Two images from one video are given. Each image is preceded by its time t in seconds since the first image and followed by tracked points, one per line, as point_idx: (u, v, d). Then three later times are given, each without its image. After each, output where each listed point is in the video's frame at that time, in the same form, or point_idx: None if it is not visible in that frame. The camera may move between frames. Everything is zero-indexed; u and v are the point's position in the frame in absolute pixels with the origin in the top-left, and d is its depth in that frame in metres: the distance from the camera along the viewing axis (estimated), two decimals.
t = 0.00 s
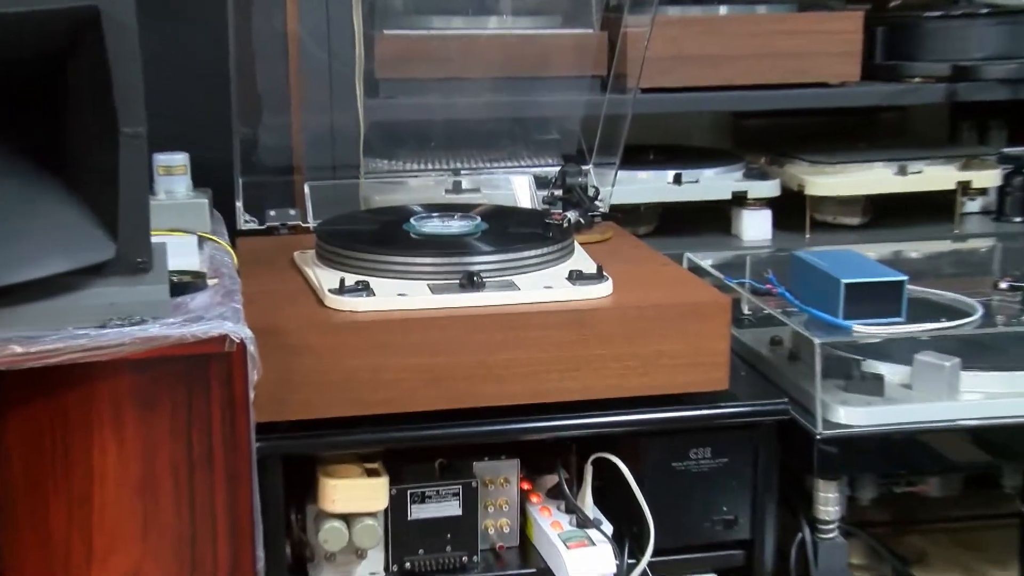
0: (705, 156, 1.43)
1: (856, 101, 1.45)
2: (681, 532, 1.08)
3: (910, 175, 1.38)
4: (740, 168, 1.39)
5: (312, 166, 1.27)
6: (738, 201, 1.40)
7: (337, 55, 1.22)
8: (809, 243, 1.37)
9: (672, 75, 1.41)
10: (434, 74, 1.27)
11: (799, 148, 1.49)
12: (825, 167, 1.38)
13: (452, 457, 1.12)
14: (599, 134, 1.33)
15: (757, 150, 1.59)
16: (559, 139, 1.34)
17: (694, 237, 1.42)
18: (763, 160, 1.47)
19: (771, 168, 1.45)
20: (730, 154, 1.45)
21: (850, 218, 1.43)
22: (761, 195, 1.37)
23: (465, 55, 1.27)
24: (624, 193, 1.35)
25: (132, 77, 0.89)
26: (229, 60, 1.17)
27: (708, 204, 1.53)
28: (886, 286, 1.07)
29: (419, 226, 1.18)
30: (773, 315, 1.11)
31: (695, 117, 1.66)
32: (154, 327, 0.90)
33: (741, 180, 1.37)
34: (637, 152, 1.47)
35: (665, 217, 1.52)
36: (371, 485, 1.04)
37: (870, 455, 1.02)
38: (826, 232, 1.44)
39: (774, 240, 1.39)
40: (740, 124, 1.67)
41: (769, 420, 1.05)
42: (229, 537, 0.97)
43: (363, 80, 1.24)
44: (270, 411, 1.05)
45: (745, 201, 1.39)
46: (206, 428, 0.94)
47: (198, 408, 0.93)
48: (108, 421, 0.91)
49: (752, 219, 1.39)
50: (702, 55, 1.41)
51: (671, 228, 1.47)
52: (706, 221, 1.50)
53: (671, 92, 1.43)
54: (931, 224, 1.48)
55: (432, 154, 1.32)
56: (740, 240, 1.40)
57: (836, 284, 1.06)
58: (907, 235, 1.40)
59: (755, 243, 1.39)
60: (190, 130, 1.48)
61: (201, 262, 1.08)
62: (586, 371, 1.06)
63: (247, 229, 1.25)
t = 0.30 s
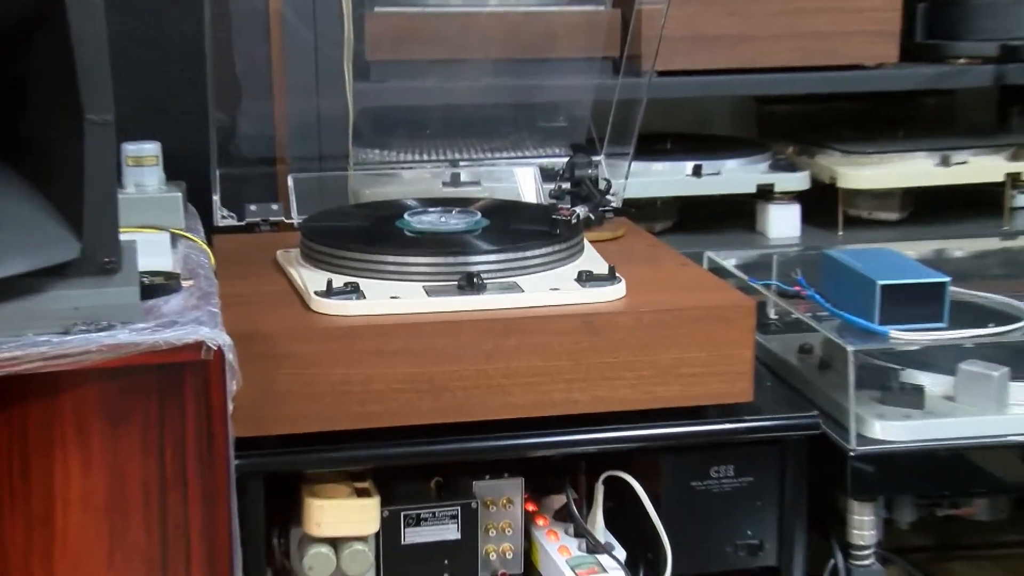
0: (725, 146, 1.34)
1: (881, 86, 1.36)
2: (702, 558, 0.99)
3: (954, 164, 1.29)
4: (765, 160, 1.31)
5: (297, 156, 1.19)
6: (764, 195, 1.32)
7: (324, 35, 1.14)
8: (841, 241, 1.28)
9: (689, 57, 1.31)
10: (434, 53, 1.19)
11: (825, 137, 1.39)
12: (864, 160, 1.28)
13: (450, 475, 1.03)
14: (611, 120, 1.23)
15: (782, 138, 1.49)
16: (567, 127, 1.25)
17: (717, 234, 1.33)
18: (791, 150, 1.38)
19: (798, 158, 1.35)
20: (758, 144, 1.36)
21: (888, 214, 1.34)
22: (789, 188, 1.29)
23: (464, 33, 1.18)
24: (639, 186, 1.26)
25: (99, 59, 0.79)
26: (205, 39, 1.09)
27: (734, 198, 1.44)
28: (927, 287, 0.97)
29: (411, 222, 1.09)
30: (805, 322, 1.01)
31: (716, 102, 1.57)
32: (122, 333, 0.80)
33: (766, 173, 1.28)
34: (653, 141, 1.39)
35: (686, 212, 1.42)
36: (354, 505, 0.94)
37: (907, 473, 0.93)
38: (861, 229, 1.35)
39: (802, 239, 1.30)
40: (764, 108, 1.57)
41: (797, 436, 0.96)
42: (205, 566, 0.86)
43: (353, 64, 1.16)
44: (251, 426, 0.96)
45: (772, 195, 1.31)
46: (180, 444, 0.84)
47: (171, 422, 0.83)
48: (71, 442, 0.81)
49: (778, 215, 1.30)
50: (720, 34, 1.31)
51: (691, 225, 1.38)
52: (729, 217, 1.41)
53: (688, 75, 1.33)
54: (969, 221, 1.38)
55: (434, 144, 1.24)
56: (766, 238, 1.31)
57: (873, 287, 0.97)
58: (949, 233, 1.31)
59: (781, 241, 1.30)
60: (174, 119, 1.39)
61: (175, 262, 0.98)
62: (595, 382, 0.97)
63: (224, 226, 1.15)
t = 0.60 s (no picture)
0: (746, 134, 1.25)
1: (919, 64, 1.27)
2: None
3: (1000, 152, 1.20)
4: (791, 148, 1.22)
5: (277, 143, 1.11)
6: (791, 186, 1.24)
7: (304, 10, 1.05)
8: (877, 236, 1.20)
9: (706, 35, 1.23)
10: (426, 29, 1.10)
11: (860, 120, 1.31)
12: (897, 144, 1.20)
13: (446, 493, 0.94)
14: (622, 102, 1.15)
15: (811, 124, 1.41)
16: (574, 110, 1.16)
17: (741, 230, 1.24)
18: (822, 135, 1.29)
19: (828, 145, 1.27)
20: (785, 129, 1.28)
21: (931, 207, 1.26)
22: (816, 178, 1.20)
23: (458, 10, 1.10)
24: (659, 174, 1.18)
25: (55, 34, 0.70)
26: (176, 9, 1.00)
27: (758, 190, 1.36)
28: (971, 288, 0.88)
29: (402, 216, 1.00)
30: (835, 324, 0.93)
31: (739, 81, 1.47)
32: (83, 338, 0.71)
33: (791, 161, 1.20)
34: (670, 126, 1.30)
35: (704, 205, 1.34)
36: (348, 530, 0.85)
37: (948, 493, 0.84)
38: (899, 222, 1.26)
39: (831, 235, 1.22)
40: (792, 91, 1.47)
41: (825, 450, 0.88)
42: None
43: (338, 39, 1.07)
44: (227, 440, 0.87)
45: (800, 186, 1.23)
46: (148, 463, 0.74)
47: (138, 437, 0.73)
48: (24, 461, 0.71)
49: (807, 208, 1.22)
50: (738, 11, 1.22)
51: (713, 220, 1.29)
52: (753, 211, 1.33)
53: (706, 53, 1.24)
54: (1005, 216, 1.29)
55: (425, 131, 1.15)
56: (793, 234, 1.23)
57: (913, 287, 0.87)
58: (988, 227, 1.23)
59: (807, 236, 1.22)
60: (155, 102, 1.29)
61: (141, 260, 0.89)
62: (605, 392, 0.88)
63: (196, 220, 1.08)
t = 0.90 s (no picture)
0: (775, 114, 1.16)
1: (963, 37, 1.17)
2: None
3: None
4: (826, 130, 1.13)
5: (255, 123, 1.03)
6: (825, 172, 1.16)
7: None
8: (921, 227, 1.11)
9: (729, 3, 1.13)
10: None
11: (901, 99, 1.21)
12: (949, 126, 1.12)
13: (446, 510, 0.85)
14: (639, 75, 1.08)
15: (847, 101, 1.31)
16: (585, 87, 1.09)
17: (770, 219, 1.15)
18: (859, 116, 1.20)
19: (870, 126, 1.18)
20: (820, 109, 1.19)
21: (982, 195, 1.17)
22: (854, 162, 1.11)
23: None
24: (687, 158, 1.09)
25: None
26: None
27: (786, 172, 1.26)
28: None
29: (395, 205, 0.91)
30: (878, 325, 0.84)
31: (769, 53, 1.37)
32: (41, 338, 0.63)
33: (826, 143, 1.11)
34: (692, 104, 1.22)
35: (728, 191, 1.25)
36: (338, 549, 0.76)
37: (1001, 511, 0.77)
38: (947, 211, 1.18)
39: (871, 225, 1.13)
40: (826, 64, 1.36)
41: (863, 465, 0.80)
42: None
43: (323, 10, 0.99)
44: (201, 451, 0.79)
45: (836, 170, 1.14)
46: (112, 479, 0.66)
47: (101, 449, 0.66)
48: None
49: (843, 194, 1.13)
50: None
51: (740, 207, 1.20)
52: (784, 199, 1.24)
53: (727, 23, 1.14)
54: None
55: (419, 110, 1.07)
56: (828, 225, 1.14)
57: (961, 282, 0.79)
58: None
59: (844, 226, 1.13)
60: (139, 79, 1.21)
61: (106, 252, 0.80)
62: (618, 399, 0.80)
63: (167, 209, 1.00)
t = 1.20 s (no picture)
0: (813, 95, 1.08)
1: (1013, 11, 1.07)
2: None
3: None
4: (869, 113, 1.05)
5: (233, 106, 0.95)
6: (868, 159, 1.07)
7: None
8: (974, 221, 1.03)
9: None
10: None
11: (959, 77, 1.14)
12: (1006, 109, 1.05)
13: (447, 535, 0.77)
14: (661, 52, 1.00)
15: (892, 83, 1.23)
16: (600, 65, 1.01)
17: (808, 212, 1.07)
18: (906, 99, 1.13)
19: (920, 109, 1.10)
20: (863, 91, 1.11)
21: None
22: (900, 150, 1.03)
23: None
24: (711, 145, 1.02)
25: None
26: None
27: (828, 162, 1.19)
28: None
29: (388, 197, 0.83)
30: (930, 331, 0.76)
31: (806, 29, 1.28)
32: None
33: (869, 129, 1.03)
34: (719, 86, 1.14)
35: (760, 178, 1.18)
36: None
37: None
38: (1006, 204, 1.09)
39: (921, 216, 1.05)
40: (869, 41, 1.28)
41: (909, 486, 0.72)
42: None
43: None
44: (171, 471, 0.71)
45: (880, 158, 1.06)
46: (74, 505, 0.59)
47: (62, 469, 0.59)
48: None
49: (887, 185, 1.05)
50: None
51: (775, 199, 1.12)
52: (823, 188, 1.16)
53: None
54: None
55: (415, 91, 1.00)
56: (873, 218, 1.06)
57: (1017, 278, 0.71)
58: None
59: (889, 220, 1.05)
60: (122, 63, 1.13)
61: (66, 249, 0.72)
62: (637, 413, 0.72)
63: (134, 201, 0.92)
